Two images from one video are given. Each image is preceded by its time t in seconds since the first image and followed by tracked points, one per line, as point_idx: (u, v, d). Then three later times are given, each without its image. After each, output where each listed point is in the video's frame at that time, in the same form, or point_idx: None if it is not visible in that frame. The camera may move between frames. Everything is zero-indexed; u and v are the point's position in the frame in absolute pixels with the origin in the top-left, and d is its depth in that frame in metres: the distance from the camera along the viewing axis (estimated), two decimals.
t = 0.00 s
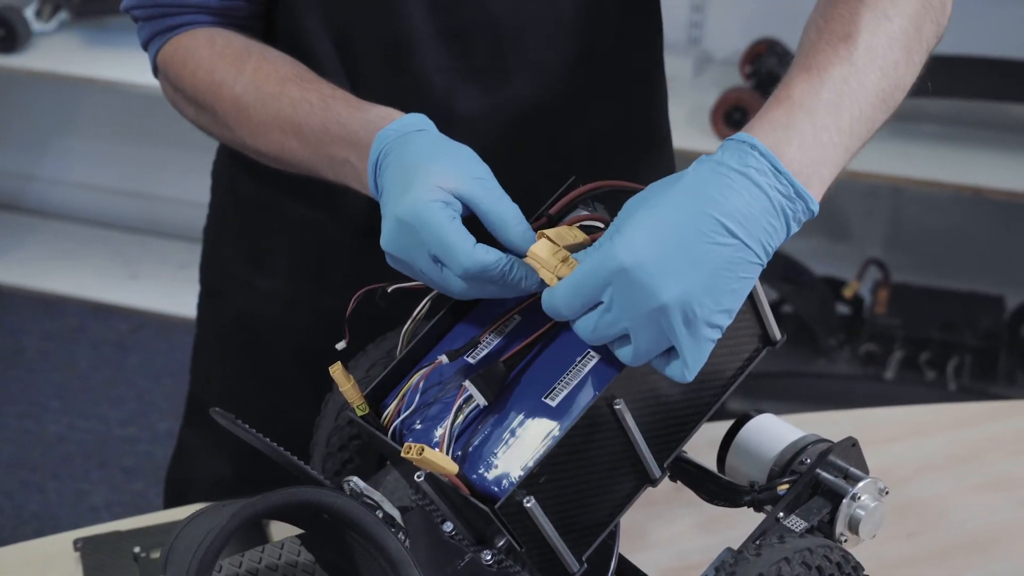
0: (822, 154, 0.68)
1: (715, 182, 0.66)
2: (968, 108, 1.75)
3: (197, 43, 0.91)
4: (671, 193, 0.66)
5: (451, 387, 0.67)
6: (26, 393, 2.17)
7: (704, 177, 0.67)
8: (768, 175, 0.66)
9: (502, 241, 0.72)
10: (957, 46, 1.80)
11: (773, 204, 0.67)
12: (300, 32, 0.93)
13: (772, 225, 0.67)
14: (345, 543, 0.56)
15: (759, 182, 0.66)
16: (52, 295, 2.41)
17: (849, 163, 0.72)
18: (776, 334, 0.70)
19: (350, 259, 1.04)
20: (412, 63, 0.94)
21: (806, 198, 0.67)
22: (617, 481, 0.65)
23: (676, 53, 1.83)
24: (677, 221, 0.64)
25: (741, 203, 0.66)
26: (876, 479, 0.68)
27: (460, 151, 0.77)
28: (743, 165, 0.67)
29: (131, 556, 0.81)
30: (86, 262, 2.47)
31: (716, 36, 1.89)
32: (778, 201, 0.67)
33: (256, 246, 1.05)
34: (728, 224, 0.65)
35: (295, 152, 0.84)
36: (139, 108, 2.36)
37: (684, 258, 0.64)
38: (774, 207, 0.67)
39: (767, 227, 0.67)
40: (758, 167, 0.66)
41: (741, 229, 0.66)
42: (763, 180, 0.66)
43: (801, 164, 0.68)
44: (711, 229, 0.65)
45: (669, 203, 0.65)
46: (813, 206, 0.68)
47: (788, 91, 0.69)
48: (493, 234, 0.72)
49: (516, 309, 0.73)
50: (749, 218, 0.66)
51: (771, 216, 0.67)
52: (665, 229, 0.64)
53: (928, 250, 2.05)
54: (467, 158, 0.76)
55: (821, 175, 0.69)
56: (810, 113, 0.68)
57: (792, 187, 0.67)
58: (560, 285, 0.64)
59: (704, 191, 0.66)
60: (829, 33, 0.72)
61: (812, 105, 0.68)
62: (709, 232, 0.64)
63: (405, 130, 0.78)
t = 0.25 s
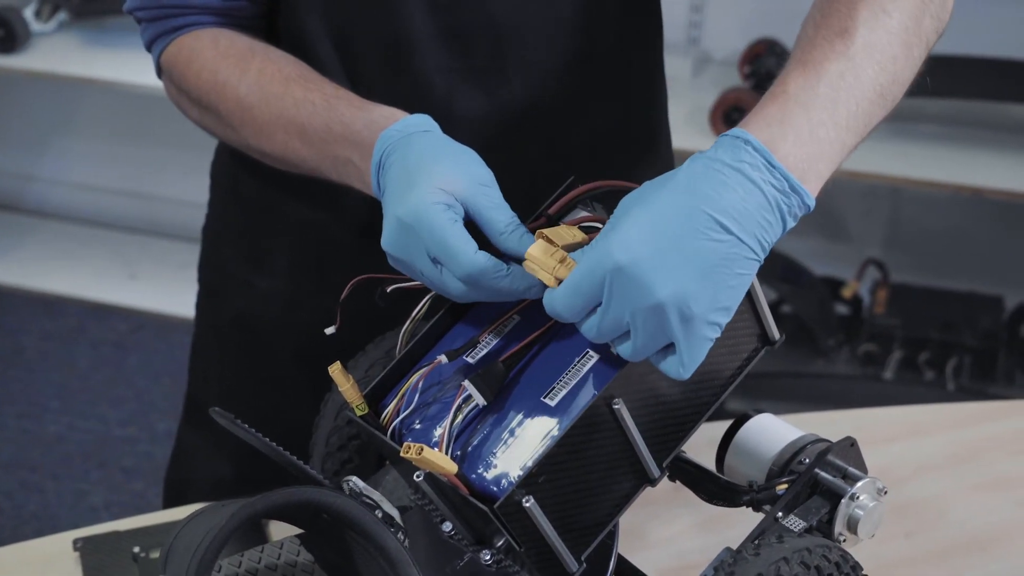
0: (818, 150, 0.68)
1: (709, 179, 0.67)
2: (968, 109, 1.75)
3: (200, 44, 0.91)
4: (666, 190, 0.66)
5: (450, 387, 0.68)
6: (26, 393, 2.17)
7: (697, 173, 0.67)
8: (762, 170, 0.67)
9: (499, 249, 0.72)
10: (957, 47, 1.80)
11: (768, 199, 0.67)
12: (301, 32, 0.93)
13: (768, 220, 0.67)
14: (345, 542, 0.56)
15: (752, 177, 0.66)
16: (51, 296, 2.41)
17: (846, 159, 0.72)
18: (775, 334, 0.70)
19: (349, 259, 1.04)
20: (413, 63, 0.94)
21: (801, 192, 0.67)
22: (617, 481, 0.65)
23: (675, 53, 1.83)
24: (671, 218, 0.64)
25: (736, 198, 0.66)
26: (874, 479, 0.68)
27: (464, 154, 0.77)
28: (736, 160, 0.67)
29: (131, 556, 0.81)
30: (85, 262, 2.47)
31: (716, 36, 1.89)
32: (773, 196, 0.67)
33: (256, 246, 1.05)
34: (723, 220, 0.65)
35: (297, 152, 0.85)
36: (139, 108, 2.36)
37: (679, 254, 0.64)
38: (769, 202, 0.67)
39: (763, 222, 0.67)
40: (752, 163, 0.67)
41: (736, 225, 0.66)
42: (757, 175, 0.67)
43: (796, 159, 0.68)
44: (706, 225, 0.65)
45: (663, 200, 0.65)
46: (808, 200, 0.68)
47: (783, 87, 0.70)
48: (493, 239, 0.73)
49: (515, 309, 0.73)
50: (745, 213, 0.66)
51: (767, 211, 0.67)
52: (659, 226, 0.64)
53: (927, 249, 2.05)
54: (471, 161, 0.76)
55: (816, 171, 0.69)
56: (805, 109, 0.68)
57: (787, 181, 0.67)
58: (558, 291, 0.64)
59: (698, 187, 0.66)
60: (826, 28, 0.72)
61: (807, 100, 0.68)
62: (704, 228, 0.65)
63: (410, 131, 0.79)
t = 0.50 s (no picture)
0: (811, 145, 0.68)
1: (699, 174, 0.67)
2: (968, 108, 1.75)
3: (203, 44, 0.91)
4: (655, 186, 0.66)
5: (450, 386, 0.68)
6: (26, 393, 2.17)
7: (687, 168, 0.67)
8: (752, 163, 0.67)
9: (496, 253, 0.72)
10: (956, 46, 1.81)
11: (760, 192, 0.67)
12: (302, 33, 0.93)
13: (760, 213, 0.67)
14: (345, 541, 0.56)
15: (742, 170, 0.66)
16: (51, 296, 2.41)
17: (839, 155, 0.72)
18: (774, 332, 0.70)
19: (349, 259, 1.04)
20: (414, 64, 0.94)
21: (793, 183, 0.67)
22: (616, 480, 0.65)
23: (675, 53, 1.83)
24: (662, 214, 0.64)
25: (726, 192, 0.66)
26: (874, 478, 0.68)
27: (466, 157, 0.77)
28: (725, 153, 0.67)
29: (131, 556, 0.81)
30: (85, 262, 2.47)
31: (715, 35, 1.89)
32: (764, 188, 0.67)
33: (256, 245, 1.05)
34: (715, 213, 0.65)
35: (299, 153, 0.85)
36: (139, 108, 2.36)
37: (672, 249, 0.64)
38: (761, 195, 0.67)
39: (756, 216, 0.67)
40: (741, 155, 0.67)
41: (728, 218, 0.66)
42: (746, 167, 0.67)
43: (788, 153, 0.68)
44: (697, 218, 0.65)
45: (653, 196, 0.65)
46: (800, 191, 0.67)
47: (776, 82, 0.70)
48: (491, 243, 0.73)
49: (514, 309, 0.73)
50: (736, 207, 0.66)
51: (758, 204, 0.67)
52: (650, 221, 0.64)
53: (927, 248, 2.05)
54: (472, 163, 0.76)
55: (809, 164, 0.68)
56: (797, 103, 0.68)
57: (777, 172, 0.67)
58: (556, 293, 0.64)
59: (689, 182, 0.66)
60: (821, 26, 0.73)
61: (800, 95, 0.68)
62: (695, 223, 0.65)
63: (414, 132, 0.79)
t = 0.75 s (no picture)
0: (813, 150, 0.68)
1: (703, 179, 0.66)
2: (968, 109, 1.75)
3: (204, 44, 0.91)
4: (658, 191, 0.66)
5: (451, 386, 0.68)
6: (26, 393, 2.17)
7: (690, 174, 0.67)
8: (757, 170, 0.67)
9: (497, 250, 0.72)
10: (957, 46, 1.81)
11: (762, 199, 0.66)
12: (304, 33, 0.93)
13: (763, 220, 0.67)
14: (345, 541, 0.56)
15: (746, 177, 0.66)
16: (51, 296, 2.41)
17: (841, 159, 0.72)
18: (774, 333, 0.70)
19: (350, 259, 1.04)
20: (416, 64, 0.94)
21: (796, 191, 0.67)
22: (617, 480, 0.65)
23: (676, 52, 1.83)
24: (664, 219, 0.64)
25: (729, 198, 0.66)
26: (874, 478, 0.68)
27: (469, 155, 0.77)
28: (731, 160, 0.67)
29: (131, 555, 0.81)
30: (85, 262, 2.47)
31: (716, 35, 1.89)
32: (767, 195, 0.67)
33: (256, 245, 1.05)
34: (718, 220, 0.65)
35: (301, 153, 0.85)
36: (140, 108, 2.36)
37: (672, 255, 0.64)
38: (763, 202, 0.67)
39: (759, 223, 0.67)
40: (746, 162, 0.66)
41: (730, 225, 0.66)
42: (751, 174, 0.66)
43: (791, 158, 0.68)
44: (700, 225, 0.65)
45: (656, 201, 0.65)
46: (803, 199, 0.67)
47: (780, 86, 0.70)
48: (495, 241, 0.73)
49: (515, 309, 0.73)
50: (739, 214, 0.66)
51: (762, 211, 0.67)
52: (651, 225, 0.64)
53: (927, 248, 2.05)
54: (475, 161, 0.76)
55: (813, 170, 0.69)
56: (801, 109, 0.68)
57: (781, 181, 0.66)
58: (558, 295, 0.64)
59: (693, 187, 0.66)
60: (824, 28, 0.73)
61: (803, 100, 0.68)
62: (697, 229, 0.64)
63: (418, 131, 0.79)
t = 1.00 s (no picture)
0: (808, 141, 0.68)
1: (697, 171, 0.66)
2: (968, 109, 1.75)
3: (204, 44, 0.91)
4: (653, 184, 0.66)
5: (450, 385, 0.68)
6: (26, 393, 2.17)
7: (683, 166, 0.67)
8: (751, 160, 0.67)
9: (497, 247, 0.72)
10: (956, 46, 1.81)
11: (757, 189, 0.66)
12: (304, 32, 0.93)
13: (758, 211, 0.67)
14: (345, 540, 0.56)
15: (740, 168, 0.66)
16: (51, 296, 2.41)
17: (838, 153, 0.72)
18: (774, 332, 0.70)
19: (350, 259, 1.04)
20: (417, 63, 0.94)
21: (791, 180, 0.66)
22: (617, 479, 0.65)
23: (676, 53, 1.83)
24: (660, 212, 0.64)
25: (725, 190, 0.66)
26: (874, 478, 0.68)
27: (468, 153, 0.77)
28: (724, 151, 0.67)
29: (131, 554, 0.81)
30: (85, 262, 2.47)
31: (715, 36, 1.89)
32: (761, 186, 0.67)
33: (257, 245, 1.05)
34: (713, 212, 0.65)
35: (302, 152, 0.85)
36: (140, 108, 2.36)
37: (668, 248, 0.63)
38: (758, 193, 0.67)
39: (755, 214, 0.67)
40: (740, 153, 0.67)
41: (726, 217, 0.65)
42: (745, 164, 0.66)
43: (786, 149, 0.67)
44: (695, 217, 0.65)
45: (651, 194, 0.65)
46: (799, 188, 0.67)
47: (775, 78, 0.70)
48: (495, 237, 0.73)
49: (514, 308, 0.73)
50: (735, 206, 0.66)
51: (757, 202, 0.67)
52: (647, 218, 0.64)
53: (927, 249, 2.05)
54: (474, 159, 0.76)
55: (809, 161, 0.68)
56: (796, 100, 0.68)
57: (775, 171, 0.67)
58: (557, 292, 0.64)
59: (687, 180, 0.66)
60: (821, 22, 0.73)
61: (798, 92, 0.68)
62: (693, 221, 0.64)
63: (416, 129, 0.79)
